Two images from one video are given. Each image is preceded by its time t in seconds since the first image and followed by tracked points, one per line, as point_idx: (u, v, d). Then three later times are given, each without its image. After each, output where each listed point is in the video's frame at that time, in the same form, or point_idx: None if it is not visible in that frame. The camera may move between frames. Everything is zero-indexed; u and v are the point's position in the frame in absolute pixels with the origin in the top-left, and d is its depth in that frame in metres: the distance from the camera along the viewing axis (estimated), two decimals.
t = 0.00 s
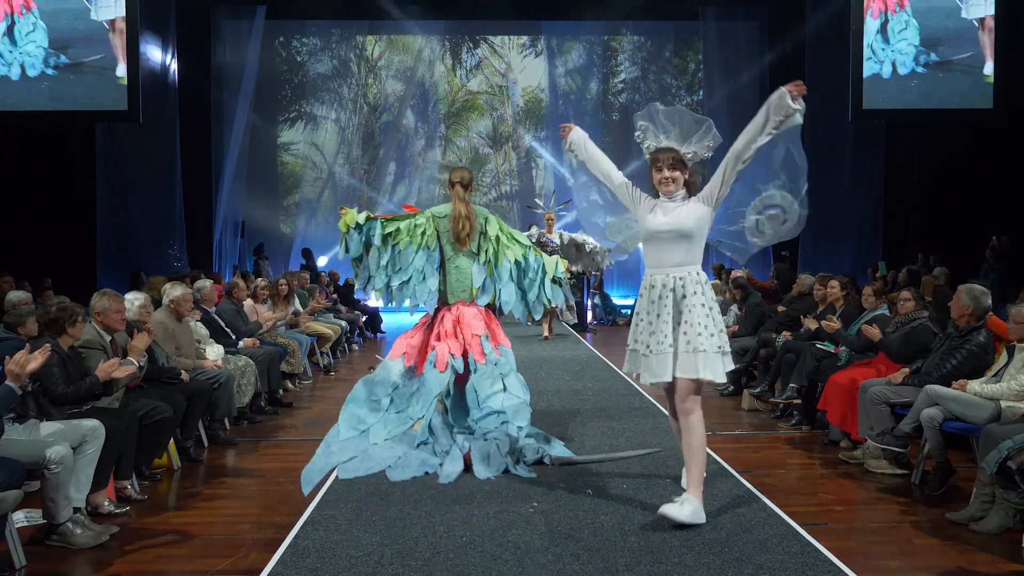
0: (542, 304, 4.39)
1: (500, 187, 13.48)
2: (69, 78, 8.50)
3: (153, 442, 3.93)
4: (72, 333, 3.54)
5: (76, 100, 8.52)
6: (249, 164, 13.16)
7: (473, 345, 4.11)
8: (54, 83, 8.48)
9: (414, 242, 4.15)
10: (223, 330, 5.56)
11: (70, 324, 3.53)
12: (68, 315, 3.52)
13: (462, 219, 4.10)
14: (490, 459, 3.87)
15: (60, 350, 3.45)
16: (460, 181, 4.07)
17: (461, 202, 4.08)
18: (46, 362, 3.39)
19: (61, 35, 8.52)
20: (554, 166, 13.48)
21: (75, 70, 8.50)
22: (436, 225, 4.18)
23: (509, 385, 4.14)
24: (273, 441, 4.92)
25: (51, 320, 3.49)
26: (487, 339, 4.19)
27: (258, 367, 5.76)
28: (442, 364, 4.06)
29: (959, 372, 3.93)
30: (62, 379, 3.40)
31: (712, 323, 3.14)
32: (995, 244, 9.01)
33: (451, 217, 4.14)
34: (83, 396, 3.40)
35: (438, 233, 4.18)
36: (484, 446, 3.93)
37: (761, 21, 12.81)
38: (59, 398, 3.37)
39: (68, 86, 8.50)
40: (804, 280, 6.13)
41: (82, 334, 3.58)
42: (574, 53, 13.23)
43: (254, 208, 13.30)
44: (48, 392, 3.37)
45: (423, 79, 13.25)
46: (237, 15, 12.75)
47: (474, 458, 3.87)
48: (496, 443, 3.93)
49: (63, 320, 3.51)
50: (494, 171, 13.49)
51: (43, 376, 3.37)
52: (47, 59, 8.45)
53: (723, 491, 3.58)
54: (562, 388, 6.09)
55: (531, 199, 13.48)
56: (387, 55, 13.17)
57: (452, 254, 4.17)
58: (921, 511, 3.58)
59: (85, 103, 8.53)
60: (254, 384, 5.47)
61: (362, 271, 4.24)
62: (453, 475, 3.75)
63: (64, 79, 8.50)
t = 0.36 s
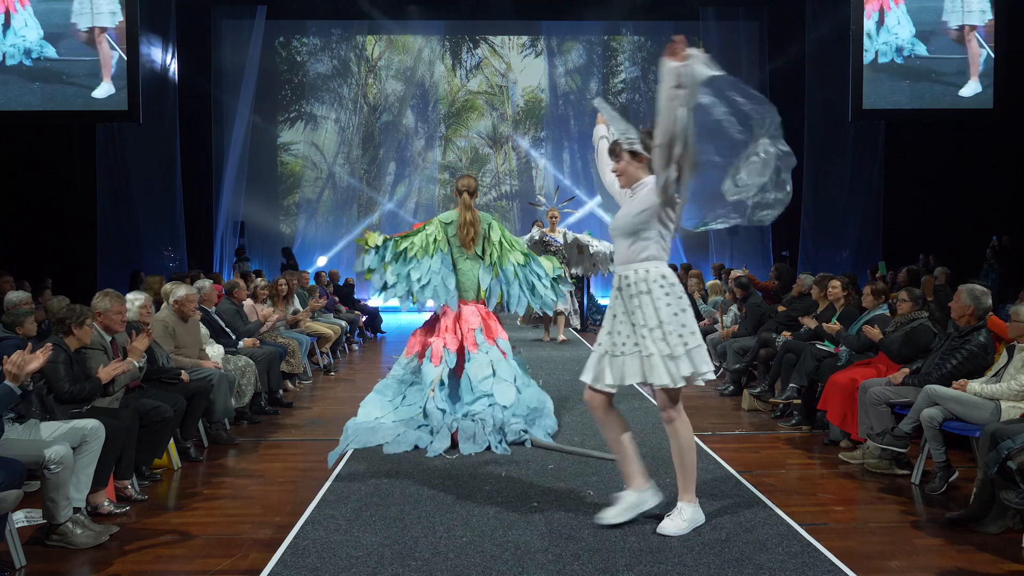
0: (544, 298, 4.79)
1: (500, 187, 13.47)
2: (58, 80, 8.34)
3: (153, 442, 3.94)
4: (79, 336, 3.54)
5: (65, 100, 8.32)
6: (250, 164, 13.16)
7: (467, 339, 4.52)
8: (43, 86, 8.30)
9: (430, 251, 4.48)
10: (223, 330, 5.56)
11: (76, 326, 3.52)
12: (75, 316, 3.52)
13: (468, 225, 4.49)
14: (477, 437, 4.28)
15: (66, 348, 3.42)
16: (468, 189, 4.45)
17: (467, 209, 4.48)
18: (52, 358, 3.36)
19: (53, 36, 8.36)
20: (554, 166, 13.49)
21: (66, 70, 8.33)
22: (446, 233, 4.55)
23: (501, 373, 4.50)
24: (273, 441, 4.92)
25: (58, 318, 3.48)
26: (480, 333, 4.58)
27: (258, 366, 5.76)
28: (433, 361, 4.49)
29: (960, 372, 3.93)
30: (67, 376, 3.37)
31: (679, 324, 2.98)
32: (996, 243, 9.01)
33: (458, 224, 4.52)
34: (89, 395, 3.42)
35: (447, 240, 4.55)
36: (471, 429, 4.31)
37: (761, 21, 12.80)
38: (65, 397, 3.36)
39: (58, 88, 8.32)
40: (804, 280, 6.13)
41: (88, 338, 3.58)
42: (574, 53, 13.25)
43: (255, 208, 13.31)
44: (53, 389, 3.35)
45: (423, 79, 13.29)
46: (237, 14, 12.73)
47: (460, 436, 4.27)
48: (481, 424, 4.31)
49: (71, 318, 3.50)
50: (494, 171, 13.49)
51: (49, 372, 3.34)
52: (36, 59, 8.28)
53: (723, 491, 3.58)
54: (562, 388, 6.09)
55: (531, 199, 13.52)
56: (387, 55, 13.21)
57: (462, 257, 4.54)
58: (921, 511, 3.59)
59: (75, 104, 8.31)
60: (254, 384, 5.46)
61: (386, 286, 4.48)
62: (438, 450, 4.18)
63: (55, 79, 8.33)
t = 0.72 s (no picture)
0: (531, 298, 5.45)
1: (500, 187, 13.51)
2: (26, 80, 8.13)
3: (153, 442, 3.93)
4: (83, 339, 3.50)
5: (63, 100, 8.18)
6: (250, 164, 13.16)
7: (470, 339, 5.07)
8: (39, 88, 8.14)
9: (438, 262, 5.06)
10: (223, 330, 5.57)
11: (83, 327, 3.48)
12: (83, 319, 3.48)
13: (466, 229, 5.04)
14: (481, 417, 4.79)
15: (70, 348, 3.42)
16: (468, 196, 4.91)
17: (466, 214, 5.00)
18: (55, 357, 3.36)
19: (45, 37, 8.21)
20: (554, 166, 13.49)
21: (63, 68, 8.18)
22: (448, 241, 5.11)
23: (501, 372, 5.01)
24: (273, 441, 4.93)
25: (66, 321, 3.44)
26: (484, 336, 5.10)
27: (258, 366, 5.75)
28: (433, 358, 5.08)
29: (960, 372, 3.93)
30: (70, 375, 3.37)
31: (582, 328, 2.99)
32: (996, 243, 9.01)
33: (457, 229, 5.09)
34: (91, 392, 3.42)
35: (450, 248, 5.10)
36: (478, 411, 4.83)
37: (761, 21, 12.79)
38: (68, 396, 3.36)
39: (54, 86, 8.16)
40: (804, 280, 6.13)
41: (93, 338, 3.54)
42: (574, 52, 13.25)
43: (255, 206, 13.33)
44: (55, 387, 3.35)
45: (423, 80, 13.31)
46: (237, 14, 12.71)
47: (467, 416, 4.79)
48: (485, 406, 4.84)
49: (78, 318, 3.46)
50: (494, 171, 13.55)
51: (52, 371, 3.34)
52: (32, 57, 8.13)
53: (723, 491, 3.58)
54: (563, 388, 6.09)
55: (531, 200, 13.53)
56: (387, 55, 13.25)
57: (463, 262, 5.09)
58: (921, 511, 3.58)
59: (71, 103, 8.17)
60: (254, 384, 5.46)
61: (417, 302, 5.10)
62: (449, 429, 4.66)
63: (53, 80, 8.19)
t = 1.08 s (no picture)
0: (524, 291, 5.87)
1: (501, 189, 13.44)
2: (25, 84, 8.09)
3: (153, 441, 3.93)
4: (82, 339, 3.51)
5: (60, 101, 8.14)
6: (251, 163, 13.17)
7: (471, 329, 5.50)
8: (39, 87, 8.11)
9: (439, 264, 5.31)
10: (223, 330, 5.56)
11: (82, 326, 3.50)
12: (81, 318, 3.49)
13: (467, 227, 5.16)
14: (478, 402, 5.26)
15: (69, 348, 3.42)
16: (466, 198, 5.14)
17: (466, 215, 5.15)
18: (55, 358, 3.37)
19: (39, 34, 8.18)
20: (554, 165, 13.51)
21: (59, 68, 8.14)
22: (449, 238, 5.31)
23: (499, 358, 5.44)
24: (273, 441, 4.92)
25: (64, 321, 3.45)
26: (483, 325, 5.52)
27: (258, 366, 5.75)
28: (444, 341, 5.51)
29: (959, 372, 3.93)
30: (71, 375, 3.38)
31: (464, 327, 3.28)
32: (996, 243, 9.02)
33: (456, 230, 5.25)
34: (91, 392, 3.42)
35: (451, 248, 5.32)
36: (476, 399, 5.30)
37: (761, 21, 12.79)
38: (68, 396, 3.36)
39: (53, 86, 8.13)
40: (804, 280, 6.13)
41: (91, 337, 3.55)
42: (574, 52, 13.29)
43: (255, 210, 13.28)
44: (56, 387, 3.35)
45: (423, 80, 13.34)
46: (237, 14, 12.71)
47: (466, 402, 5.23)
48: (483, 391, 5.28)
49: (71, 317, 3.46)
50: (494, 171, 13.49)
51: (52, 372, 3.34)
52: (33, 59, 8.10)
53: (723, 491, 3.58)
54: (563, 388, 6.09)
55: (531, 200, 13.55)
56: (387, 55, 13.27)
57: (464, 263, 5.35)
58: (922, 511, 3.58)
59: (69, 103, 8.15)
60: (254, 384, 5.46)
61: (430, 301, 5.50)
62: (446, 412, 5.10)
63: (50, 80, 8.15)
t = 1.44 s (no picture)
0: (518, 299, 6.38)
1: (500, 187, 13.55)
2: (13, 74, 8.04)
3: (154, 442, 3.93)
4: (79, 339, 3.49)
5: (59, 101, 8.13)
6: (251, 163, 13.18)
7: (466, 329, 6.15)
8: (32, 84, 8.08)
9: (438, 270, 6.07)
10: (223, 330, 5.56)
11: (80, 327, 3.49)
12: (79, 319, 3.48)
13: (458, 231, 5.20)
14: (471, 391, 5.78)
15: (65, 350, 3.41)
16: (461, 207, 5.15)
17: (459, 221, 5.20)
18: (50, 360, 3.35)
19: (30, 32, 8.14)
20: (554, 165, 13.52)
21: (57, 68, 8.13)
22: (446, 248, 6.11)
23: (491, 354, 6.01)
24: (273, 441, 4.93)
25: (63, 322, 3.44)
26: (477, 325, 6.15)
27: (258, 367, 5.75)
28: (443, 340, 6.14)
29: (960, 372, 3.93)
30: (66, 377, 3.37)
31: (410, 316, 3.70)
32: (996, 243, 9.02)
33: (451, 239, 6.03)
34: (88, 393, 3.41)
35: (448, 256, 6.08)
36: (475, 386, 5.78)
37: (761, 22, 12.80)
38: (65, 398, 3.35)
39: (50, 86, 8.11)
40: (804, 280, 6.13)
41: (88, 338, 3.54)
42: (574, 52, 13.31)
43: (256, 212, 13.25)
44: (53, 389, 3.33)
45: (423, 79, 13.37)
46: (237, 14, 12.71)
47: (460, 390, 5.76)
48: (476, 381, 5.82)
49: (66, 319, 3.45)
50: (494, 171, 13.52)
51: (48, 374, 3.33)
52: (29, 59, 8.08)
53: (723, 491, 3.58)
54: (563, 388, 6.09)
55: (531, 200, 13.57)
56: (386, 56, 13.31)
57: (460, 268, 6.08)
58: (922, 511, 3.58)
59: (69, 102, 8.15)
60: (254, 384, 5.46)
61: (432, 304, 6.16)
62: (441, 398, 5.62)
63: (50, 80, 8.14)
